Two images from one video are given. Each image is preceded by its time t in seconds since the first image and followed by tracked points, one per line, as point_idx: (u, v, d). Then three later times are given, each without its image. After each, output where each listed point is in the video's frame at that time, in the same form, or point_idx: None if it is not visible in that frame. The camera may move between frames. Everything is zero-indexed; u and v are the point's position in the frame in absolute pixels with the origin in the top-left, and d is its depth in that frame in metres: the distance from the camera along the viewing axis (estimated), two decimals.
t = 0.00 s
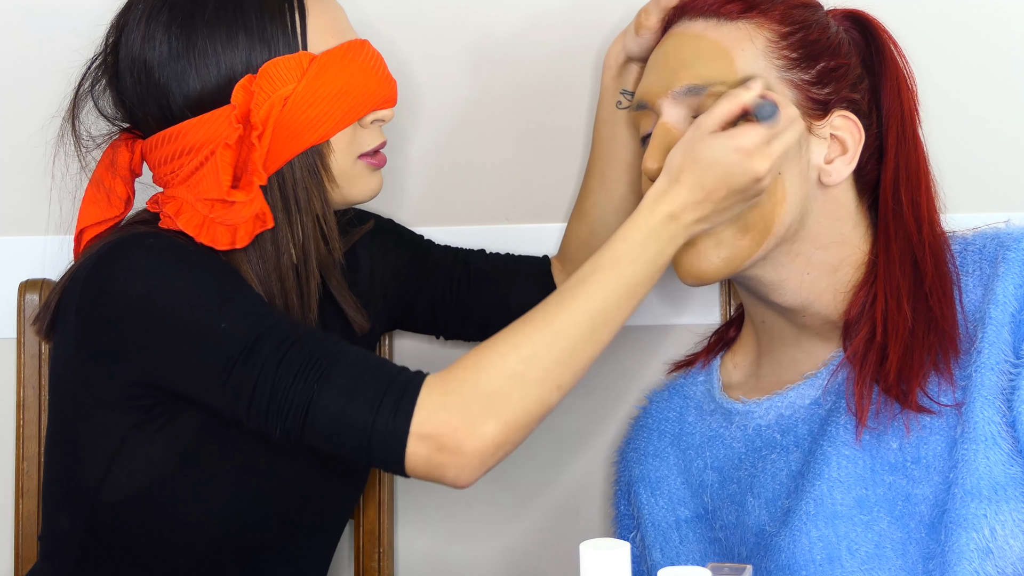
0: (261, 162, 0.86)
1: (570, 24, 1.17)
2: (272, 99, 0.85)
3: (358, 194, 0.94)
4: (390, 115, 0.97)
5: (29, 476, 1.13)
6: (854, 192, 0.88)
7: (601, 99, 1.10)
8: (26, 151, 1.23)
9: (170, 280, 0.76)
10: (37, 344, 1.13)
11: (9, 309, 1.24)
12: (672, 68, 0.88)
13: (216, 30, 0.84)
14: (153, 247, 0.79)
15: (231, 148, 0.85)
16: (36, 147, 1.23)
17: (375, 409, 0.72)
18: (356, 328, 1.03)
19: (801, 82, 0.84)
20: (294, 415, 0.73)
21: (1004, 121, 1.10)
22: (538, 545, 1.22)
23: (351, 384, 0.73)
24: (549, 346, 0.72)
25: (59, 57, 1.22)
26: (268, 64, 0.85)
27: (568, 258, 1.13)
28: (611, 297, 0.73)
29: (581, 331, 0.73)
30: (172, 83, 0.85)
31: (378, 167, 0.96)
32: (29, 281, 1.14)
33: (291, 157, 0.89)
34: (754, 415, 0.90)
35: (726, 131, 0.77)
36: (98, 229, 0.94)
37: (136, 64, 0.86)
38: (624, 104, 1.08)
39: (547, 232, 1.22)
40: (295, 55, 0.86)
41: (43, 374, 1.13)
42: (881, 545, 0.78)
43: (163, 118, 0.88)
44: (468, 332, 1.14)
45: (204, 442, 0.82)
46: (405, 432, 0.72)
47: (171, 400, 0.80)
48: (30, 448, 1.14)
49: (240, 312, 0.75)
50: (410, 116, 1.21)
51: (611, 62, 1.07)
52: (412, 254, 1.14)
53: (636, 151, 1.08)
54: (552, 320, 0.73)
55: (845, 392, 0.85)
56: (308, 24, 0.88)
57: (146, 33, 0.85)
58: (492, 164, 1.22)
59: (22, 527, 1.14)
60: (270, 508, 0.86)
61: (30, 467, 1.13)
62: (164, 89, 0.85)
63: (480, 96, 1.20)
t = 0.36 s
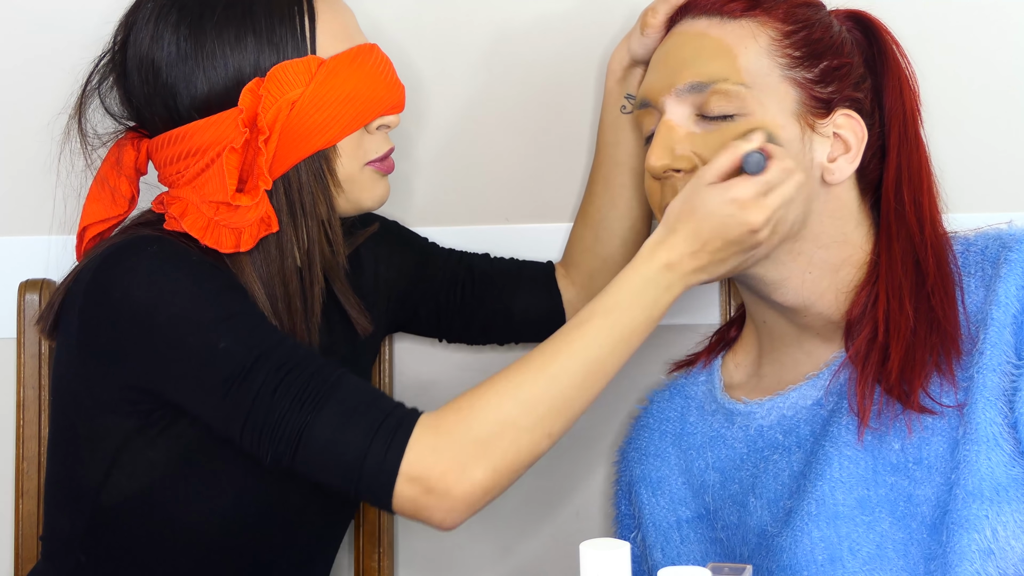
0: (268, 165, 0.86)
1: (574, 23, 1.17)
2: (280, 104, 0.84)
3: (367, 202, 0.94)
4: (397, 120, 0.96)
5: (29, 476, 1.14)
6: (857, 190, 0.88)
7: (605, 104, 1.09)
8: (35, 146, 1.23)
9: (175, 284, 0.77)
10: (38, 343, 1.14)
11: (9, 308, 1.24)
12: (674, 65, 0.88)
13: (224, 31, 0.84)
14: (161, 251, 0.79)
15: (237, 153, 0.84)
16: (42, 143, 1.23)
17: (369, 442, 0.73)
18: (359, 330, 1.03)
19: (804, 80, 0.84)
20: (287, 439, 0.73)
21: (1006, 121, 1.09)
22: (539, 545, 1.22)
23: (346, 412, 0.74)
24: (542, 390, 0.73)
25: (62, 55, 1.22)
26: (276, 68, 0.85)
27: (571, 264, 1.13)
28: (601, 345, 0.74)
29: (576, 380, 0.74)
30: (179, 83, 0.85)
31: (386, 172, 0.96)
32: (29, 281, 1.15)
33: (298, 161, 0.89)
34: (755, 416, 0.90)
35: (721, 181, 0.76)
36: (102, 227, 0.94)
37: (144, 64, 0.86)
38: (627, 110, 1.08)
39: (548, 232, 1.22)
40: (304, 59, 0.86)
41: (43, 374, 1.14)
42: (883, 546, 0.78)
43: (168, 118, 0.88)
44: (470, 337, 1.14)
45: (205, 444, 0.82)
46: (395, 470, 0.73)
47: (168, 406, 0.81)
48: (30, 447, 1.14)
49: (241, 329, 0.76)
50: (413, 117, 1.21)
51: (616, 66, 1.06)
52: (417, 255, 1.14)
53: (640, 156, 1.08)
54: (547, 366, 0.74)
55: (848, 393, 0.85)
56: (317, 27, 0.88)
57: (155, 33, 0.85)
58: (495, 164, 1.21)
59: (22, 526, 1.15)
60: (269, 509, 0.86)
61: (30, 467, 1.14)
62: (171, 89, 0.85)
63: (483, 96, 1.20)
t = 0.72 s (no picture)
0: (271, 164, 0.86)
1: (576, 24, 1.17)
2: (283, 103, 0.85)
3: (363, 203, 0.95)
4: (401, 122, 0.97)
5: (28, 476, 1.14)
6: (859, 188, 0.89)
7: (609, 106, 1.09)
8: (36, 147, 1.23)
9: (176, 290, 0.76)
10: (38, 343, 1.14)
11: (9, 309, 1.24)
12: (680, 61, 0.87)
13: (228, 31, 0.84)
14: (165, 255, 0.79)
15: (241, 151, 0.84)
16: (43, 144, 1.23)
17: (361, 462, 0.72)
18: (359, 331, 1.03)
19: (808, 77, 0.84)
20: (279, 455, 0.72)
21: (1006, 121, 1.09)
22: (539, 545, 1.22)
23: (340, 430, 0.73)
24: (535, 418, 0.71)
25: (65, 56, 1.22)
26: (280, 67, 0.85)
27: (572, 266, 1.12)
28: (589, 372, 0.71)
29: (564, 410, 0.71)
30: (182, 83, 0.85)
31: (385, 175, 0.97)
32: (29, 281, 1.15)
33: (300, 162, 0.89)
34: (755, 415, 0.90)
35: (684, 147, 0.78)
36: (104, 227, 0.94)
37: (148, 63, 0.86)
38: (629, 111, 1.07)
39: (548, 232, 1.23)
40: (308, 59, 0.87)
41: (43, 375, 1.14)
42: (882, 545, 0.78)
43: (171, 118, 0.88)
44: (471, 338, 1.15)
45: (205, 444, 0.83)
46: (386, 490, 0.71)
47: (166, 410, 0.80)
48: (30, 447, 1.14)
49: (239, 339, 0.75)
50: (415, 118, 1.21)
51: (621, 67, 1.07)
52: (419, 255, 1.15)
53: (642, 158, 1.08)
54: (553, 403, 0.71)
55: (846, 392, 0.85)
56: (321, 28, 0.88)
57: (159, 33, 0.85)
58: (496, 165, 1.22)
59: (22, 527, 1.15)
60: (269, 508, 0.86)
61: (29, 467, 1.14)
62: (175, 89, 0.85)
63: (485, 96, 1.20)
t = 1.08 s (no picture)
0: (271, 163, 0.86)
1: (576, 24, 1.17)
2: (283, 103, 0.84)
3: (361, 204, 0.94)
4: (400, 122, 0.97)
5: (28, 476, 1.14)
6: (859, 187, 0.89)
7: (609, 106, 1.09)
8: (36, 146, 1.23)
9: (171, 293, 0.76)
10: (38, 343, 1.13)
11: (8, 309, 1.24)
12: (681, 59, 0.87)
13: (228, 31, 0.83)
14: (160, 257, 0.79)
15: (241, 151, 0.84)
16: (43, 142, 1.23)
17: (336, 480, 0.71)
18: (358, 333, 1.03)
19: (808, 77, 0.84)
20: (254, 470, 0.71)
21: (1006, 120, 1.10)
22: (539, 545, 1.22)
23: (320, 446, 0.72)
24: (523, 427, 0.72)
25: (64, 55, 1.21)
26: (280, 67, 0.85)
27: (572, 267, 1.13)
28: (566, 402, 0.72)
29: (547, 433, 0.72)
30: (182, 82, 0.85)
31: (385, 175, 0.97)
32: (29, 281, 1.15)
33: (300, 161, 0.89)
34: (754, 414, 0.90)
35: (672, 188, 0.76)
36: (103, 226, 0.94)
37: (148, 63, 0.85)
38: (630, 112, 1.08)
39: (548, 232, 1.22)
40: (308, 59, 0.86)
41: (43, 375, 1.14)
42: (882, 543, 0.78)
43: (171, 117, 0.87)
44: (469, 339, 1.15)
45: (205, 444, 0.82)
46: (356, 512, 0.71)
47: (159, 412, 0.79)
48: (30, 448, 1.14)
49: (228, 349, 0.74)
50: (416, 119, 1.21)
51: (621, 67, 1.07)
52: (417, 256, 1.14)
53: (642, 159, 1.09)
54: (547, 418, 0.72)
55: (845, 391, 0.85)
56: (322, 28, 0.88)
57: (159, 32, 0.85)
58: (496, 164, 1.22)
59: (22, 527, 1.15)
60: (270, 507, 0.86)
61: (29, 468, 1.14)
62: (174, 88, 0.85)
63: (485, 96, 1.20)
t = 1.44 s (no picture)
0: (269, 164, 0.86)
1: (575, 25, 1.17)
2: (281, 103, 0.84)
3: (361, 203, 0.95)
4: (398, 122, 0.97)
5: (28, 476, 1.14)
6: (859, 187, 0.89)
7: (607, 107, 1.09)
8: (34, 146, 1.23)
9: (169, 294, 0.76)
10: (38, 343, 1.13)
11: (8, 309, 1.24)
12: (681, 60, 0.87)
13: (227, 30, 0.83)
14: (159, 257, 0.79)
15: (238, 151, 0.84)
16: (41, 142, 1.23)
17: (339, 478, 0.71)
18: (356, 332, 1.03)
19: (807, 78, 0.84)
20: (258, 467, 0.71)
21: (1006, 121, 1.10)
22: (539, 545, 1.22)
23: (322, 445, 0.71)
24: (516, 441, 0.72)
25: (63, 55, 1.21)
26: (278, 67, 0.85)
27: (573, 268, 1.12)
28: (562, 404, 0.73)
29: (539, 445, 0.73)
30: (180, 82, 0.84)
31: (382, 175, 0.97)
32: (29, 281, 1.15)
33: (299, 161, 0.89)
34: (754, 414, 0.90)
35: (598, 160, 0.78)
36: (101, 225, 0.94)
37: (146, 62, 0.85)
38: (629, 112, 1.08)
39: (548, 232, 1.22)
40: (305, 59, 0.86)
41: (43, 374, 1.13)
42: (882, 543, 0.77)
43: (170, 117, 0.87)
44: (468, 340, 1.14)
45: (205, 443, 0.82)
46: (363, 509, 0.70)
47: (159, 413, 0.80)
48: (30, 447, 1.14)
49: (228, 349, 0.74)
50: (415, 119, 1.21)
51: (621, 68, 1.07)
52: (416, 255, 1.14)
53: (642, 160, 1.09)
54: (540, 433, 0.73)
55: (847, 391, 0.85)
56: (319, 28, 0.88)
57: (158, 32, 0.84)
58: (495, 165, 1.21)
59: (22, 527, 1.14)
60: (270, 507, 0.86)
61: (29, 468, 1.14)
62: (173, 88, 0.85)
63: (485, 96, 1.20)
